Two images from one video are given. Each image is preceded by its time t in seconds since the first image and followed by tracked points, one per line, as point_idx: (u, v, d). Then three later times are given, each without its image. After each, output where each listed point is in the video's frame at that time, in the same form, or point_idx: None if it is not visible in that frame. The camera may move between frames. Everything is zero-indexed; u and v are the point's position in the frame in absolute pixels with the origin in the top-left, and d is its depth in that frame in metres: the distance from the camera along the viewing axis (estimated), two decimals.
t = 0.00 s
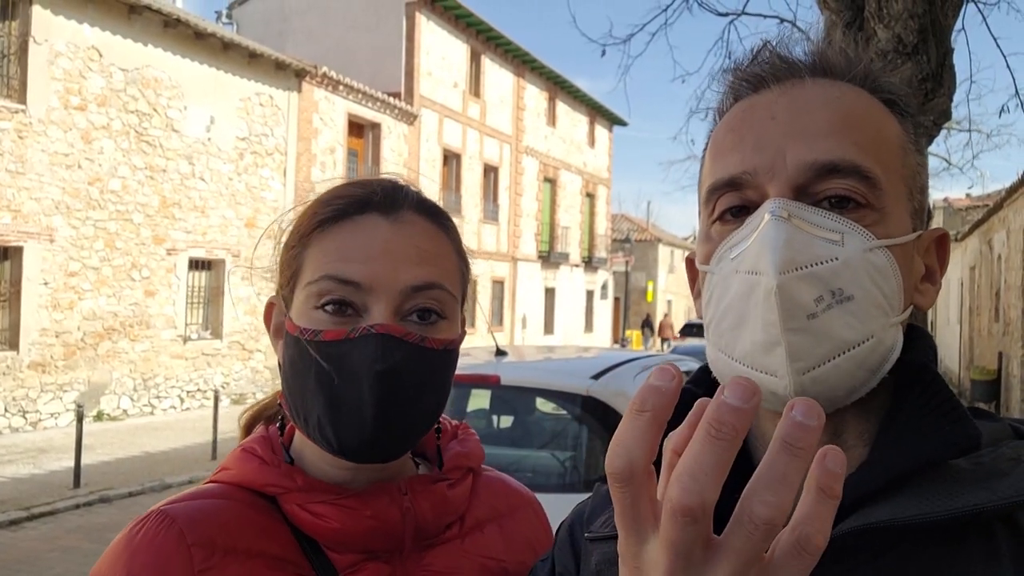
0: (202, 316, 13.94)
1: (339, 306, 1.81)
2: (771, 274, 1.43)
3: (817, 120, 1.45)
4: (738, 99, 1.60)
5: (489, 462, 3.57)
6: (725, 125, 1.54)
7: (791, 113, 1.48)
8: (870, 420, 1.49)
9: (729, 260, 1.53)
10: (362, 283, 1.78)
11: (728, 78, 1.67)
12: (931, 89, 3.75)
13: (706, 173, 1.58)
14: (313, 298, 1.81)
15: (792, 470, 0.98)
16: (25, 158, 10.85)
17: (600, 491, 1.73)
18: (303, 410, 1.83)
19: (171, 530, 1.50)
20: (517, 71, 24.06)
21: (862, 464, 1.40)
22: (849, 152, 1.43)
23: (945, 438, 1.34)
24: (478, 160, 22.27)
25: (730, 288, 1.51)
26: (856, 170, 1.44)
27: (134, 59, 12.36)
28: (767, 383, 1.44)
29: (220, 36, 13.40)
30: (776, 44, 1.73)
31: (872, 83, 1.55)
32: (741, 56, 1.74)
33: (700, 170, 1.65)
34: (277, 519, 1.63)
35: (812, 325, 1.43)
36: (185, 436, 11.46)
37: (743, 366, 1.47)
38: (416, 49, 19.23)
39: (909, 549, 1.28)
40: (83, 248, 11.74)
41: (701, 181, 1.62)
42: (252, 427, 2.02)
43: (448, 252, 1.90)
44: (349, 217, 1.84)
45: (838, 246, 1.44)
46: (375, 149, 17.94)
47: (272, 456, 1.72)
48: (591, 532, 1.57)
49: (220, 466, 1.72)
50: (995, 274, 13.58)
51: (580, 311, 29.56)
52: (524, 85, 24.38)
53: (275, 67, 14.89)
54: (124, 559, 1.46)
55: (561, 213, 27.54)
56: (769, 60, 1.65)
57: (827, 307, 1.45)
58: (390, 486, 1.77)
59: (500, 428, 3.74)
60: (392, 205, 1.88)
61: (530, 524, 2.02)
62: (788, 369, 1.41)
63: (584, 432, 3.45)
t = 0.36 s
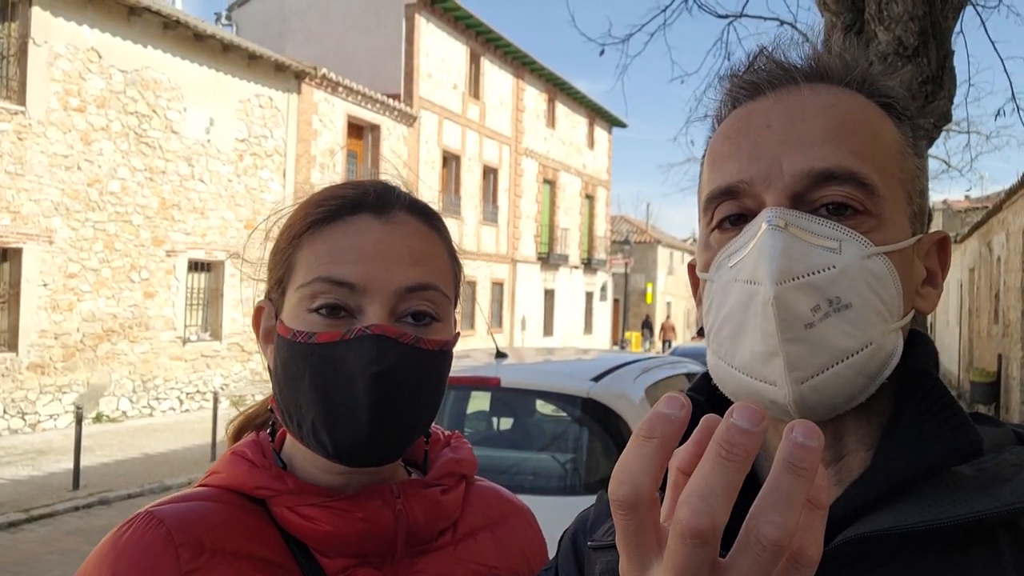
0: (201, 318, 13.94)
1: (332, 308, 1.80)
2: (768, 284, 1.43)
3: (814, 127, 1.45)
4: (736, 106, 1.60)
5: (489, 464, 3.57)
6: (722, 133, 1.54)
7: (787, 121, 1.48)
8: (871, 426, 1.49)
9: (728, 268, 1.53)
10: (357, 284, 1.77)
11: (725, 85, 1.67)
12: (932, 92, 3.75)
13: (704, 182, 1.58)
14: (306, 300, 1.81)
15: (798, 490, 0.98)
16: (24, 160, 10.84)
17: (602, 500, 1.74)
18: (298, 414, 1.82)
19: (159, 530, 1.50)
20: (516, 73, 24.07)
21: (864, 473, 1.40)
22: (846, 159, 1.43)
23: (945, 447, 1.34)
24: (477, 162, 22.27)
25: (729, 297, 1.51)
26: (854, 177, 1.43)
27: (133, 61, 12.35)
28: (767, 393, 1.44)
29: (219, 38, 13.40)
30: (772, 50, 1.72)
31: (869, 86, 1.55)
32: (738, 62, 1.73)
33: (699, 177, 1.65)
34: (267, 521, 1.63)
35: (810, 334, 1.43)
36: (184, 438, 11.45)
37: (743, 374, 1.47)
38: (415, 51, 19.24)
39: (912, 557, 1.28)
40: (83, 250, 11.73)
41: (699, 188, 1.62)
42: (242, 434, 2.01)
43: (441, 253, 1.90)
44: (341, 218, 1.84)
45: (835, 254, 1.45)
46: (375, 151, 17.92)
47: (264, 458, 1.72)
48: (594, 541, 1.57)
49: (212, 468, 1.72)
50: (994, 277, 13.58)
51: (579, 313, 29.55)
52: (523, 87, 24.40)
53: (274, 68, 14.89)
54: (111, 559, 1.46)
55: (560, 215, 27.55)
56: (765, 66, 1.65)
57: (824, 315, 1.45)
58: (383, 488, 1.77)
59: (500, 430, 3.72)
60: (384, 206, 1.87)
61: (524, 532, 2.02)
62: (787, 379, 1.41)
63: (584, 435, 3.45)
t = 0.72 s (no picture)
0: (200, 319, 13.94)
1: (338, 306, 1.80)
2: (773, 287, 1.41)
3: (815, 130, 1.45)
4: (738, 108, 1.60)
5: (489, 466, 3.56)
6: (723, 137, 1.54)
7: (789, 124, 1.48)
8: (871, 430, 1.49)
9: (731, 272, 1.52)
10: (364, 283, 1.77)
11: (727, 89, 1.67)
12: (932, 93, 3.75)
13: (707, 184, 1.58)
14: (311, 299, 1.80)
15: (814, 510, 1.00)
16: (23, 161, 10.84)
17: (604, 506, 1.74)
18: (300, 415, 1.81)
19: (157, 540, 1.49)
20: (515, 74, 24.08)
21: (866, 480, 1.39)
22: (849, 162, 1.43)
23: (947, 452, 1.33)
24: (476, 163, 22.28)
25: (732, 301, 1.49)
26: (857, 180, 1.43)
27: (132, 62, 12.35)
28: (771, 398, 1.42)
29: (218, 40, 13.40)
30: (774, 53, 1.72)
31: (870, 89, 1.55)
32: (739, 66, 1.74)
33: (700, 181, 1.65)
34: (267, 528, 1.63)
35: (814, 338, 1.41)
36: (183, 440, 11.45)
37: (745, 378, 1.45)
38: (414, 52, 19.25)
39: (918, 561, 1.27)
40: (82, 251, 11.73)
41: (701, 191, 1.62)
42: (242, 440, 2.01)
43: (445, 253, 1.90)
44: (345, 218, 1.84)
45: (839, 257, 1.43)
46: (374, 152, 17.91)
47: (263, 464, 1.72)
48: (595, 548, 1.58)
49: (209, 474, 1.71)
50: (993, 278, 13.59)
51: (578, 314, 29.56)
52: (523, 88, 24.41)
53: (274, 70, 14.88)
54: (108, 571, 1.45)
55: (559, 216, 27.55)
56: (767, 69, 1.65)
57: (828, 319, 1.42)
58: (385, 493, 1.78)
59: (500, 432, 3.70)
60: (389, 206, 1.87)
61: (526, 535, 2.02)
62: (792, 384, 1.39)
63: (584, 437, 3.44)
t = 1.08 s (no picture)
0: (199, 320, 13.93)
1: (402, 284, 1.88)
2: (779, 292, 1.41)
3: (826, 134, 1.45)
4: (749, 108, 1.60)
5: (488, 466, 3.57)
6: (734, 136, 1.54)
7: (799, 127, 1.48)
8: (876, 434, 1.48)
9: (737, 274, 1.52)
10: (418, 255, 1.87)
11: (737, 89, 1.67)
12: (932, 94, 3.75)
13: (717, 183, 1.58)
14: (372, 285, 1.86)
15: (816, 519, 0.99)
16: (22, 162, 10.83)
17: (607, 506, 1.75)
18: (376, 400, 1.84)
19: (187, 539, 1.53)
20: (514, 75, 24.08)
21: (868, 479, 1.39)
22: (859, 166, 1.42)
23: (952, 451, 1.33)
24: (475, 164, 22.27)
25: (737, 303, 1.49)
26: (865, 185, 1.43)
27: (131, 63, 12.35)
28: (776, 400, 1.44)
29: (217, 40, 13.39)
30: (785, 52, 1.71)
31: (883, 91, 1.54)
32: (752, 65, 1.73)
33: (710, 179, 1.65)
34: (294, 527, 1.67)
35: (817, 344, 1.41)
36: (181, 441, 11.43)
37: (752, 381, 1.46)
38: (413, 53, 19.26)
39: (924, 559, 1.27)
40: (80, 252, 11.72)
41: (710, 190, 1.62)
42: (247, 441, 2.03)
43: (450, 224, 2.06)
44: (360, 209, 1.91)
45: (846, 264, 1.42)
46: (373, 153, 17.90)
47: (289, 463, 1.76)
48: (598, 547, 1.57)
49: (234, 469, 1.75)
50: (992, 280, 13.60)
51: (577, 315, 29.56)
52: (522, 90, 24.42)
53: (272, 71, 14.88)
54: (139, 568, 1.49)
55: (558, 217, 27.56)
56: (780, 69, 1.64)
57: (832, 325, 1.42)
58: (411, 494, 1.81)
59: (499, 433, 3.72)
60: (393, 190, 1.98)
61: (543, 535, 2.06)
62: (795, 389, 1.40)
63: (583, 438, 3.44)
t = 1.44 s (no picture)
0: (199, 321, 13.94)
1: (429, 281, 1.90)
2: (793, 290, 1.41)
3: (887, 137, 1.44)
4: (818, 92, 1.59)
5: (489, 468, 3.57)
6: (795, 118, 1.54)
7: (860, 125, 1.47)
8: (883, 443, 1.46)
9: (760, 262, 1.53)
10: (443, 252, 1.90)
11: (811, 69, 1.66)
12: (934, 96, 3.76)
13: (762, 162, 1.58)
14: (401, 282, 1.87)
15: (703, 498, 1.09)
16: (22, 163, 10.83)
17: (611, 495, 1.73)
18: (408, 396, 1.86)
19: (214, 543, 1.53)
20: (514, 76, 24.11)
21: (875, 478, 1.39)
22: (908, 177, 1.41)
23: (975, 454, 1.31)
24: (475, 165, 22.29)
25: (752, 290, 1.50)
26: (913, 193, 1.41)
27: (131, 64, 12.35)
28: (766, 397, 1.43)
29: (217, 41, 13.39)
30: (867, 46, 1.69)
31: (957, 105, 1.53)
32: (826, 51, 1.73)
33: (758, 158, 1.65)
34: (316, 528, 1.68)
35: (820, 350, 1.41)
36: (181, 442, 11.43)
37: (751, 376, 1.46)
38: (413, 54, 19.28)
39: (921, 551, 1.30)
40: (80, 253, 11.73)
41: (755, 170, 1.62)
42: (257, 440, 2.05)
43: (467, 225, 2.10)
44: (387, 206, 1.93)
45: (870, 274, 1.42)
46: (373, 154, 17.90)
47: (311, 464, 1.76)
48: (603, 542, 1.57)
49: (256, 469, 1.76)
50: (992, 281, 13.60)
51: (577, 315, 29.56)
52: (521, 90, 24.43)
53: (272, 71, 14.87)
54: (167, 570, 1.49)
55: (558, 217, 27.57)
56: (854, 59, 1.62)
57: (840, 333, 1.42)
58: (431, 496, 1.81)
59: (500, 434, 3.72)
60: (417, 189, 2.01)
61: (559, 536, 2.06)
62: (785, 387, 1.39)
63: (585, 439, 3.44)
